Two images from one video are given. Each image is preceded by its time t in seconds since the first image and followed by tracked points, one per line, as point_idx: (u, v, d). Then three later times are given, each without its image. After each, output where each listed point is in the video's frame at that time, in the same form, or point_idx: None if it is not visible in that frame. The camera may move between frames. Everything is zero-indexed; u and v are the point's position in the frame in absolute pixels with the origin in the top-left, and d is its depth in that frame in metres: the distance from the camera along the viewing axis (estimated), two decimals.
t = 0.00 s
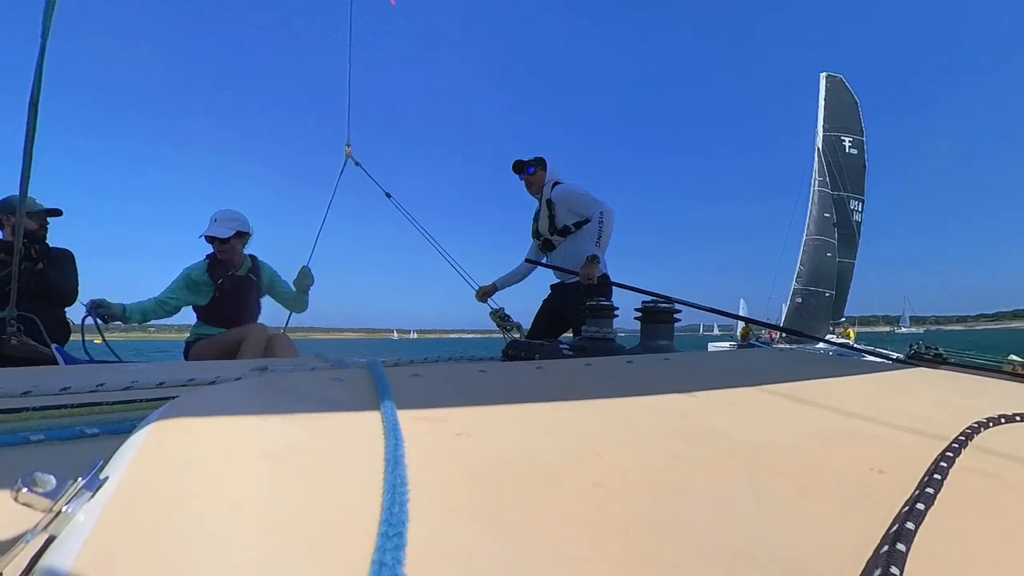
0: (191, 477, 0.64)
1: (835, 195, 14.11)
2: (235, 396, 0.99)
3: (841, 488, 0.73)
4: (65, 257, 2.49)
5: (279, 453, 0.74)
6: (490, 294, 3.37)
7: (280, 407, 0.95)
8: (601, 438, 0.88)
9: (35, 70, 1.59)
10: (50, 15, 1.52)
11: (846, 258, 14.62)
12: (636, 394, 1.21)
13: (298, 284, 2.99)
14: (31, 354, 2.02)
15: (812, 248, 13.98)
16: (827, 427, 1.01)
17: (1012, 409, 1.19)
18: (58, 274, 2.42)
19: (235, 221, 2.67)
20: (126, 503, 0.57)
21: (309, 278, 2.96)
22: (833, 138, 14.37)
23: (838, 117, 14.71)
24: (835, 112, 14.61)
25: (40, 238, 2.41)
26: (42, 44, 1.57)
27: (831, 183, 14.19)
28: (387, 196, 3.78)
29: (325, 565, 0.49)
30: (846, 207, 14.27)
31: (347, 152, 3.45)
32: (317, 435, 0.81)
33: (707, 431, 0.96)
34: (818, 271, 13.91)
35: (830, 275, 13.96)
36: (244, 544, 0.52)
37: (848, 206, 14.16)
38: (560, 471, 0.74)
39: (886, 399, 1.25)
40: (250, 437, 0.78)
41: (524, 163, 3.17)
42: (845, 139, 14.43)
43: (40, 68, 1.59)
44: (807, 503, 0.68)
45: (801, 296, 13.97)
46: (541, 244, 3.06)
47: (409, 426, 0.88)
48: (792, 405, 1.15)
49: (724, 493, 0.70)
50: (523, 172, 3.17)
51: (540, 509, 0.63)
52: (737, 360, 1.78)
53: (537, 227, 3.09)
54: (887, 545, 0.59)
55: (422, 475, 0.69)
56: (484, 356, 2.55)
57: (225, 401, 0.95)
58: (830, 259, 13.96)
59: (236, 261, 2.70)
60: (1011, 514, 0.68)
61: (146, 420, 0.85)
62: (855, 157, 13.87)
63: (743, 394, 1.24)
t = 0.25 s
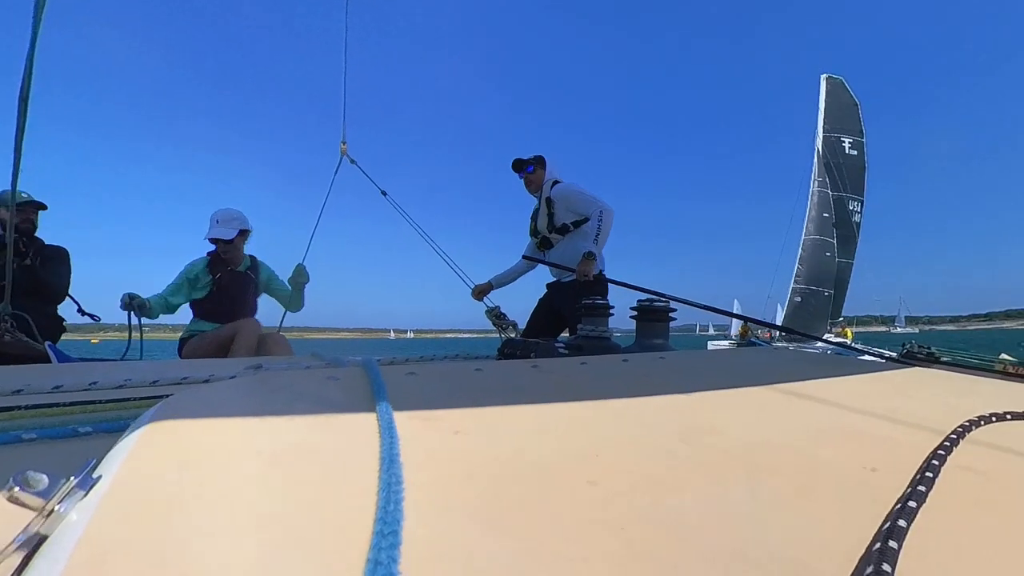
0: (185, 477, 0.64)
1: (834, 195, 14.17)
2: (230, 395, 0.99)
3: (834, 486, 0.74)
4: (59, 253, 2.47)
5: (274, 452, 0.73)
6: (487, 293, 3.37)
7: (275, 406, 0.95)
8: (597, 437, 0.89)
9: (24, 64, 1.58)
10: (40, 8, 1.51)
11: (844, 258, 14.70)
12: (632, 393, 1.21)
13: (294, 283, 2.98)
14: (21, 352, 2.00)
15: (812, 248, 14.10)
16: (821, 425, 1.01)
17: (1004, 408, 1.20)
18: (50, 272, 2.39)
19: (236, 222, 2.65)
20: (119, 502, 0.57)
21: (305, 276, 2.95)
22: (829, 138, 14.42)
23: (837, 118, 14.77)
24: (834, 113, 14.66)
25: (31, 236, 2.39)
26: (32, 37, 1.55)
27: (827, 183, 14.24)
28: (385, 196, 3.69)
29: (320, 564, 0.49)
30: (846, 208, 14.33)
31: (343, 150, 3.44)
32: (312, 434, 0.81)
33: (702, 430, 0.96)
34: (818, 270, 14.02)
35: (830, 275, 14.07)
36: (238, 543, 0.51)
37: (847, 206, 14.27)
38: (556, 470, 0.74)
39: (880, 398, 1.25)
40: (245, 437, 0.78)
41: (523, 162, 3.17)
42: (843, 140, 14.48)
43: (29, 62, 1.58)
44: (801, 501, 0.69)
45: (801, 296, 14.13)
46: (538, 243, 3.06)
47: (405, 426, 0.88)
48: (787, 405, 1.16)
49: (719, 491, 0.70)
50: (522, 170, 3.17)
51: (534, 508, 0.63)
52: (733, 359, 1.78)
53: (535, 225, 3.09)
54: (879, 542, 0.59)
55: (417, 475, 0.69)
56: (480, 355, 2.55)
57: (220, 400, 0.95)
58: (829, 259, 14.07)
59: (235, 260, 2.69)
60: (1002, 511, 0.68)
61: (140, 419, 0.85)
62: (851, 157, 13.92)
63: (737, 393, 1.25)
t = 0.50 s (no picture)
0: (180, 477, 0.64)
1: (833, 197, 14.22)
2: (226, 395, 0.99)
3: (830, 488, 0.74)
4: (53, 251, 2.47)
5: (270, 453, 0.73)
6: (484, 293, 3.37)
7: (271, 406, 0.94)
8: (594, 438, 0.88)
9: (11, 52, 1.56)
10: None
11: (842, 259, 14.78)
12: (628, 394, 1.22)
13: (290, 282, 2.98)
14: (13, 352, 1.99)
15: (812, 248, 14.21)
16: (816, 427, 1.02)
17: (999, 409, 1.20)
18: (40, 272, 2.38)
19: (238, 222, 2.68)
20: (114, 502, 0.57)
21: (301, 276, 2.94)
22: (826, 140, 14.47)
23: (837, 120, 14.81)
24: (834, 115, 14.69)
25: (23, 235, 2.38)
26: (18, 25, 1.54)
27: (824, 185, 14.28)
28: (381, 196, 3.73)
29: (316, 566, 0.49)
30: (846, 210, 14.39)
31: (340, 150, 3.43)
32: (308, 435, 0.81)
33: (698, 431, 0.96)
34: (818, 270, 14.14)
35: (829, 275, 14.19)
36: (234, 544, 0.51)
37: (847, 207, 14.35)
38: (552, 471, 0.74)
39: (876, 400, 1.25)
40: (241, 437, 0.78)
41: (522, 162, 3.18)
42: (843, 142, 14.52)
43: (16, 49, 1.56)
44: (798, 503, 0.68)
45: (801, 296, 14.26)
46: (536, 243, 3.06)
47: (402, 426, 0.88)
48: (785, 407, 1.16)
49: (716, 493, 0.70)
50: (521, 170, 3.17)
51: (529, 509, 0.63)
52: (729, 361, 1.78)
53: (533, 225, 3.08)
54: (875, 544, 0.59)
55: (413, 475, 0.69)
56: (478, 356, 2.55)
57: (215, 400, 0.94)
58: (829, 259, 14.20)
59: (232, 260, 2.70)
60: (996, 513, 0.68)
61: (134, 419, 0.85)
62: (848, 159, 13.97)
63: (733, 395, 1.25)
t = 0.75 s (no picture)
0: (178, 476, 0.64)
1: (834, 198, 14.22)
2: (224, 394, 0.99)
3: (828, 489, 0.74)
4: (54, 251, 2.46)
5: (268, 452, 0.73)
6: (483, 294, 3.37)
7: (269, 406, 0.94)
8: (592, 439, 0.89)
9: (18, 55, 1.56)
10: None
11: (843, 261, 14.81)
12: (626, 395, 1.22)
13: (289, 282, 2.97)
14: (11, 351, 1.98)
15: (812, 248, 14.25)
16: (814, 429, 1.02)
17: (997, 412, 1.20)
18: (42, 271, 2.38)
19: (239, 221, 2.69)
20: (111, 502, 0.57)
21: (300, 275, 2.94)
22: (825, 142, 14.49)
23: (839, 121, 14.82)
24: (834, 117, 14.71)
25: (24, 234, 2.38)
26: (25, 28, 1.54)
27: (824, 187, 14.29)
28: (382, 196, 3.68)
29: (313, 566, 0.49)
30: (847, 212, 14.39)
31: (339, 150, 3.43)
32: (306, 435, 0.81)
33: (696, 432, 0.96)
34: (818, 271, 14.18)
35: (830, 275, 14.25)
36: (231, 543, 0.51)
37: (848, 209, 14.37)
38: (549, 472, 0.74)
39: (874, 402, 1.26)
40: (239, 436, 0.78)
41: (521, 162, 3.18)
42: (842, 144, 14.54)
43: (24, 52, 1.57)
44: (795, 504, 0.69)
45: (801, 296, 14.31)
46: (534, 244, 3.06)
47: (400, 426, 0.88)
48: (783, 408, 1.16)
49: (714, 494, 0.70)
50: (520, 171, 3.18)
51: (527, 510, 0.63)
52: (728, 362, 1.78)
53: (532, 226, 3.08)
54: (873, 546, 0.59)
55: (411, 475, 0.69)
56: (476, 356, 2.55)
57: (213, 399, 0.94)
58: (829, 259, 14.27)
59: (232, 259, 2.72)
60: (993, 516, 0.68)
61: (132, 418, 0.85)
62: (848, 161, 13.99)
63: (731, 396, 1.25)
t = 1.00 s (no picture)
0: (175, 475, 0.64)
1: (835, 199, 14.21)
2: (221, 392, 0.98)
3: (824, 489, 0.74)
4: (55, 249, 2.45)
5: (264, 451, 0.73)
6: (481, 293, 3.37)
7: (266, 404, 0.94)
8: (590, 438, 0.89)
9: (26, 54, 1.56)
10: (44, 4, 1.50)
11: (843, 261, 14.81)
12: (624, 394, 1.22)
13: (287, 280, 2.97)
14: (8, 348, 1.98)
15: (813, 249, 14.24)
16: (811, 429, 1.02)
17: (994, 412, 1.21)
18: (42, 269, 2.37)
19: (240, 218, 2.69)
20: (107, 500, 0.57)
21: (298, 274, 2.94)
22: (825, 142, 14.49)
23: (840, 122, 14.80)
24: (833, 117, 14.72)
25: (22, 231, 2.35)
26: (34, 32, 1.54)
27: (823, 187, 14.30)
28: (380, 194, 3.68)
29: (309, 564, 0.49)
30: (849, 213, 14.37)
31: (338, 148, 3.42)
32: (303, 433, 0.81)
33: (693, 431, 0.96)
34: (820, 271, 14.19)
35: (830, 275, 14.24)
36: (229, 541, 0.51)
37: (850, 209, 14.35)
38: (547, 471, 0.74)
39: (871, 402, 1.26)
40: (237, 435, 0.78)
41: (518, 161, 3.18)
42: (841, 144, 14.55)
43: (32, 56, 1.57)
44: (792, 504, 0.69)
45: (801, 295, 14.27)
46: (533, 243, 3.06)
47: (397, 425, 0.88)
48: (781, 408, 1.16)
49: (711, 493, 0.70)
50: (518, 170, 3.17)
51: (524, 509, 0.63)
52: (726, 362, 1.78)
53: (530, 225, 3.08)
54: (869, 545, 0.59)
55: (408, 474, 0.69)
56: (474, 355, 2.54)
57: (210, 397, 0.94)
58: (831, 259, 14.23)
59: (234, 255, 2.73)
60: (988, 515, 0.69)
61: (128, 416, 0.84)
62: (847, 161, 14.00)
63: (729, 395, 1.25)
